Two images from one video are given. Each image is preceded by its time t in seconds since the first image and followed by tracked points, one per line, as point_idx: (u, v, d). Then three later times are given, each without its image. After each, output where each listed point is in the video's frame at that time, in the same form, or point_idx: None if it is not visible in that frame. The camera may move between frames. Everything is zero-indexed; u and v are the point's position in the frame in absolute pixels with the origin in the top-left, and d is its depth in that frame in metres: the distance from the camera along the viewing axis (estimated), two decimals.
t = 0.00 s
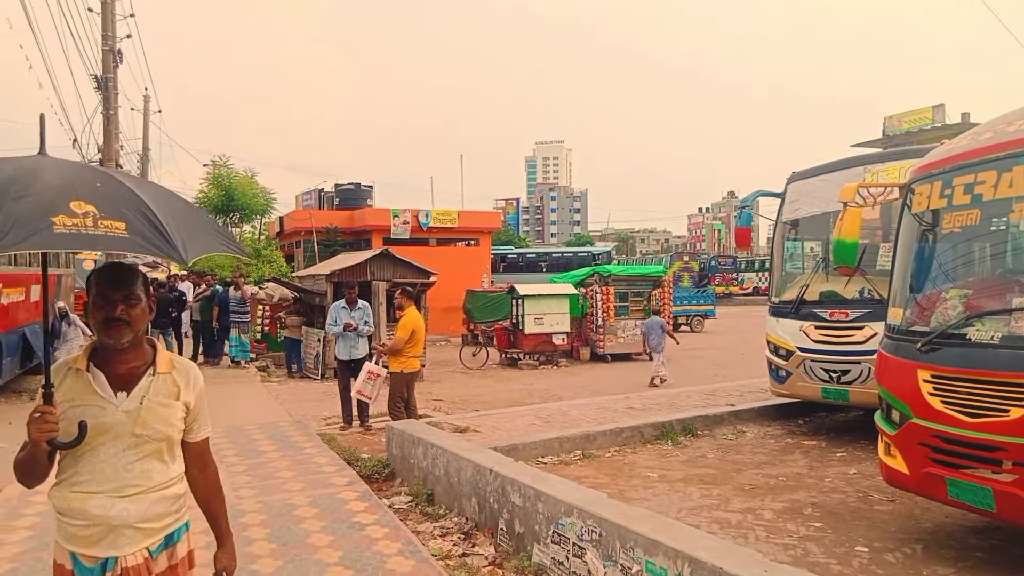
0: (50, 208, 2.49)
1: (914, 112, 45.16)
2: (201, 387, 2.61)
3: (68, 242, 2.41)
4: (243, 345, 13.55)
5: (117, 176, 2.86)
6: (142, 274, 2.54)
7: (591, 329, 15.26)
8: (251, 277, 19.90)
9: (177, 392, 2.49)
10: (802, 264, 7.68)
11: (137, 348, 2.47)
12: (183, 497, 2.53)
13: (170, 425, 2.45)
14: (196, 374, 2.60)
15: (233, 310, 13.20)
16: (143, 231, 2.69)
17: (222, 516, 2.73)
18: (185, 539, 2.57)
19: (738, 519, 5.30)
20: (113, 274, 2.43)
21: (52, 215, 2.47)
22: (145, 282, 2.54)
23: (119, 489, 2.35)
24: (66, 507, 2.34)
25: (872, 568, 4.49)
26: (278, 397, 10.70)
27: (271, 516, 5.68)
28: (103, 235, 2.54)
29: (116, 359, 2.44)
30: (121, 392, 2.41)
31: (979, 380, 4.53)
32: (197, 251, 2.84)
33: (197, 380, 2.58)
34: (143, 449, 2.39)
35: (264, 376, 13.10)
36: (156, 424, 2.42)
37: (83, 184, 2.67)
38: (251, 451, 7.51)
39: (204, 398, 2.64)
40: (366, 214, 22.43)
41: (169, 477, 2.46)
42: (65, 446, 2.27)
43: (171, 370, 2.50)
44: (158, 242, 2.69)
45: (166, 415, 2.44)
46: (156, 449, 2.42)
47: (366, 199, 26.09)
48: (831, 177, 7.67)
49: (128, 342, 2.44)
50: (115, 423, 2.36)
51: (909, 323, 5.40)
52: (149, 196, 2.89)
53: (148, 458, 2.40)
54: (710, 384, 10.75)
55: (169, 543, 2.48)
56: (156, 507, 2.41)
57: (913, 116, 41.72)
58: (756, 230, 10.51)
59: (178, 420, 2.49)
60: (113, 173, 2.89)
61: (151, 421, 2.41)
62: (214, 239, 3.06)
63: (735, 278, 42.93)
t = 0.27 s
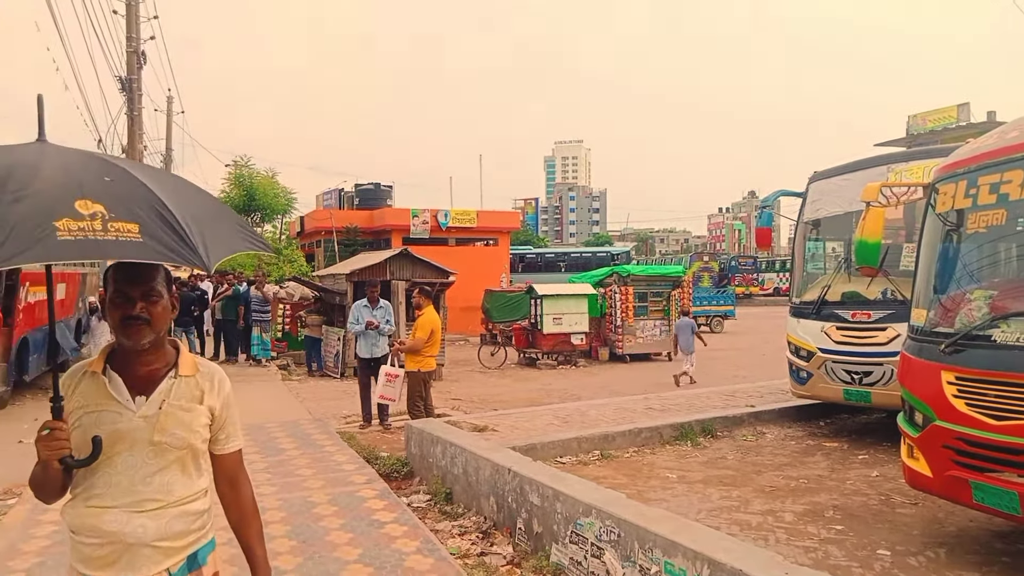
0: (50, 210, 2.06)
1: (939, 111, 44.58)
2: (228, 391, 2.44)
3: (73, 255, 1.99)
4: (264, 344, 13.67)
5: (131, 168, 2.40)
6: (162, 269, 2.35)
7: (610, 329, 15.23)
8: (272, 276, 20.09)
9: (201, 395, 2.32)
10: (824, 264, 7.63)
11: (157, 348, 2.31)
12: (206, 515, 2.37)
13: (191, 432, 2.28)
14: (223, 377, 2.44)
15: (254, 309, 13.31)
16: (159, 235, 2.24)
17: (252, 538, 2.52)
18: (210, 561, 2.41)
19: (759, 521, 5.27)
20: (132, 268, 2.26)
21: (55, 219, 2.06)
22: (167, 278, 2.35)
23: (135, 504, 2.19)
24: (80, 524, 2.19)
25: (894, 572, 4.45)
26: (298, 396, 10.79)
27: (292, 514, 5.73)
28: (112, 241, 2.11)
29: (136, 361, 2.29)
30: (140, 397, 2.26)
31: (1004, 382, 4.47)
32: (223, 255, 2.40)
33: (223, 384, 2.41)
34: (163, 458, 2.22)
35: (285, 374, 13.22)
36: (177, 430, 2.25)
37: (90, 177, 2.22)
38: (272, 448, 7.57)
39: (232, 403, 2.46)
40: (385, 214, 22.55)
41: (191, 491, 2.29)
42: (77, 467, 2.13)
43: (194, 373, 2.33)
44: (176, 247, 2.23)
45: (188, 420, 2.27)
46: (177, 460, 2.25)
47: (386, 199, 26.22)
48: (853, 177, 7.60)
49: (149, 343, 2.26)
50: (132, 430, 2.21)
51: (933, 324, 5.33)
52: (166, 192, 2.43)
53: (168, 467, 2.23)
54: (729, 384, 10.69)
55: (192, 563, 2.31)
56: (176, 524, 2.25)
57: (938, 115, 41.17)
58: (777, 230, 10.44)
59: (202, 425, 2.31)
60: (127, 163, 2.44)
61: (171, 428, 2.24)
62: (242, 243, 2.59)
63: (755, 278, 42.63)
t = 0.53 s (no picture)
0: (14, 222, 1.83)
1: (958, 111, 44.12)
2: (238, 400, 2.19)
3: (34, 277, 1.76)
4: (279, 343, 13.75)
5: (117, 163, 2.13)
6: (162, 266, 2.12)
7: (623, 330, 15.20)
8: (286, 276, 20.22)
9: (204, 408, 2.08)
10: (839, 266, 7.60)
11: (155, 356, 2.09)
12: (212, 542, 2.15)
13: (193, 452, 2.05)
14: (232, 385, 2.18)
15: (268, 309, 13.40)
16: (143, 244, 1.96)
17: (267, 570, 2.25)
18: None
19: (772, 523, 5.24)
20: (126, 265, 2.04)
21: (21, 233, 1.83)
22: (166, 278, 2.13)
23: (131, 533, 2.00)
24: (72, 553, 2.02)
25: None
26: (312, 395, 10.85)
27: (305, 513, 5.76)
28: (82, 256, 1.86)
29: (133, 372, 2.09)
30: (136, 412, 2.06)
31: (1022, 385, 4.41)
32: (221, 262, 2.11)
33: (231, 393, 2.16)
34: (162, 481, 2.02)
35: (299, 374, 13.30)
36: (177, 450, 2.02)
37: (64, 177, 1.96)
38: (285, 447, 7.61)
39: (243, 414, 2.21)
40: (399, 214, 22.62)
41: (194, 518, 2.08)
42: (67, 494, 1.97)
43: (197, 384, 2.10)
44: (161, 260, 1.96)
45: (189, 438, 2.04)
46: (178, 483, 2.04)
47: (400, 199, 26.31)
48: (870, 178, 7.54)
49: (145, 351, 2.05)
50: (128, 451, 2.00)
51: (950, 327, 5.28)
52: (157, 190, 2.15)
53: (168, 492, 2.03)
54: (743, 386, 10.64)
55: None
56: (179, 556, 2.05)
57: (956, 115, 40.75)
58: (792, 231, 10.38)
59: (206, 442, 2.07)
60: (115, 156, 2.17)
61: (170, 447, 2.02)
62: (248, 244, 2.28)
63: (770, 280, 42.40)
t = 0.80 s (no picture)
0: None
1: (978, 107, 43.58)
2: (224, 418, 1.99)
3: None
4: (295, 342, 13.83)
5: (82, 155, 1.89)
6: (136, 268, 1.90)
7: (638, 329, 15.17)
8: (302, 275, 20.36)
9: (185, 426, 1.88)
10: (858, 264, 7.55)
11: (130, 370, 1.88)
12: None
13: (171, 476, 1.84)
14: (218, 403, 1.98)
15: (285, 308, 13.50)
16: (87, 243, 1.68)
17: None
18: None
19: (789, 523, 5.21)
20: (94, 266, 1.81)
21: None
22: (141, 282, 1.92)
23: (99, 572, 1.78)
24: None
25: None
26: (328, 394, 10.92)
27: (322, 510, 5.80)
28: (17, 253, 1.61)
29: (104, 386, 1.87)
30: (107, 431, 1.84)
31: None
32: (185, 267, 1.80)
33: (217, 410, 1.96)
34: (136, 511, 1.80)
35: (315, 372, 13.39)
36: (152, 475, 1.81)
37: (7, 167, 1.72)
38: (302, 445, 7.67)
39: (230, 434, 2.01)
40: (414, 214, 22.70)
41: (172, 553, 1.87)
42: (24, 530, 1.76)
43: (177, 400, 1.89)
44: (107, 260, 1.68)
45: (166, 460, 1.83)
46: (154, 514, 1.82)
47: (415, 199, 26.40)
48: (888, 176, 7.46)
49: (117, 365, 1.83)
50: (96, 477, 1.78)
51: (970, 326, 5.22)
52: (124, 186, 1.88)
53: (140, 523, 1.81)
54: (760, 385, 10.59)
55: None
56: None
57: (976, 111, 40.24)
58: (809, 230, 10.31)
59: (186, 465, 1.87)
60: (74, 144, 1.92)
61: (145, 472, 1.80)
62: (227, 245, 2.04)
63: (787, 278, 42.12)
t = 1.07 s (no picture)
0: None
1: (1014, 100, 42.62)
2: (201, 433, 1.84)
3: None
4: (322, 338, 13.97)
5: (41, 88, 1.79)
6: (98, 256, 1.76)
7: (664, 326, 15.10)
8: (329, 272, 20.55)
9: (156, 442, 1.73)
10: (888, 261, 7.44)
11: (90, 375, 1.73)
12: None
13: (133, 503, 1.69)
14: (197, 415, 1.83)
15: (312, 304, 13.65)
16: None
17: None
18: None
19: (817, 522, 5.16)
20: (49, 252, 1.68)
21: None
22: (108, 274, 1.77)
23: None
24: None
25: None
26: (354, 389, 11.02)
27: (348, 504, 5.86)
28: None
29: (60, 391, 1.72)
30: (62, 446, 1.70)
31: None
32: (107, 208, 1.61)
33: (194, 424, 1.81)
34: (93, 540, 1.66)
35: (342, 368, 13.51)
36: (111, 500, 1.66)
37: None
38: (329, 440, 7.75)
39: (208, 450, 1.86)
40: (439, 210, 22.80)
41: None
42: None
43: (145, 413, 1.74)
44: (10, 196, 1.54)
45: (128, 483, 1.68)
46: (114, 544, 1.68)
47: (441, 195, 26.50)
48: (919, 170, 7.34)
49: (74, 368, 1.68)
50: (49, 499, 1.65)
51: (1003, 323, 5.12)
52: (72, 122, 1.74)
53: (97, 554, 1.67)
54: (788, 383, 10.48)
55: None
56: None
57: (1011, 104, 39.36)
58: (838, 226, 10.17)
59: (153, 487, 1.72)
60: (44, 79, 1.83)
61: (103, 496, 1.66)
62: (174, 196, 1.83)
63: (816, 275, 41.62)
